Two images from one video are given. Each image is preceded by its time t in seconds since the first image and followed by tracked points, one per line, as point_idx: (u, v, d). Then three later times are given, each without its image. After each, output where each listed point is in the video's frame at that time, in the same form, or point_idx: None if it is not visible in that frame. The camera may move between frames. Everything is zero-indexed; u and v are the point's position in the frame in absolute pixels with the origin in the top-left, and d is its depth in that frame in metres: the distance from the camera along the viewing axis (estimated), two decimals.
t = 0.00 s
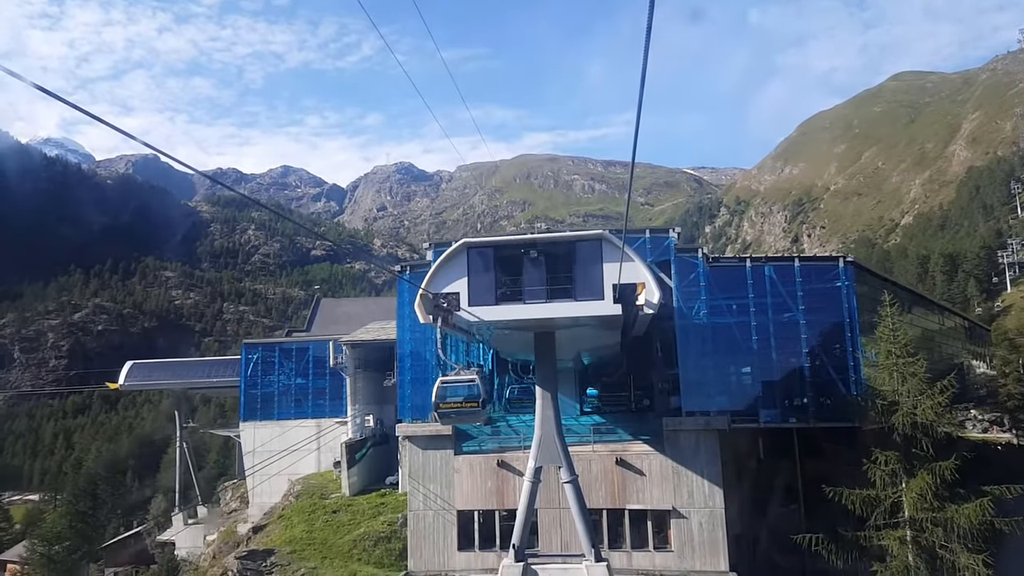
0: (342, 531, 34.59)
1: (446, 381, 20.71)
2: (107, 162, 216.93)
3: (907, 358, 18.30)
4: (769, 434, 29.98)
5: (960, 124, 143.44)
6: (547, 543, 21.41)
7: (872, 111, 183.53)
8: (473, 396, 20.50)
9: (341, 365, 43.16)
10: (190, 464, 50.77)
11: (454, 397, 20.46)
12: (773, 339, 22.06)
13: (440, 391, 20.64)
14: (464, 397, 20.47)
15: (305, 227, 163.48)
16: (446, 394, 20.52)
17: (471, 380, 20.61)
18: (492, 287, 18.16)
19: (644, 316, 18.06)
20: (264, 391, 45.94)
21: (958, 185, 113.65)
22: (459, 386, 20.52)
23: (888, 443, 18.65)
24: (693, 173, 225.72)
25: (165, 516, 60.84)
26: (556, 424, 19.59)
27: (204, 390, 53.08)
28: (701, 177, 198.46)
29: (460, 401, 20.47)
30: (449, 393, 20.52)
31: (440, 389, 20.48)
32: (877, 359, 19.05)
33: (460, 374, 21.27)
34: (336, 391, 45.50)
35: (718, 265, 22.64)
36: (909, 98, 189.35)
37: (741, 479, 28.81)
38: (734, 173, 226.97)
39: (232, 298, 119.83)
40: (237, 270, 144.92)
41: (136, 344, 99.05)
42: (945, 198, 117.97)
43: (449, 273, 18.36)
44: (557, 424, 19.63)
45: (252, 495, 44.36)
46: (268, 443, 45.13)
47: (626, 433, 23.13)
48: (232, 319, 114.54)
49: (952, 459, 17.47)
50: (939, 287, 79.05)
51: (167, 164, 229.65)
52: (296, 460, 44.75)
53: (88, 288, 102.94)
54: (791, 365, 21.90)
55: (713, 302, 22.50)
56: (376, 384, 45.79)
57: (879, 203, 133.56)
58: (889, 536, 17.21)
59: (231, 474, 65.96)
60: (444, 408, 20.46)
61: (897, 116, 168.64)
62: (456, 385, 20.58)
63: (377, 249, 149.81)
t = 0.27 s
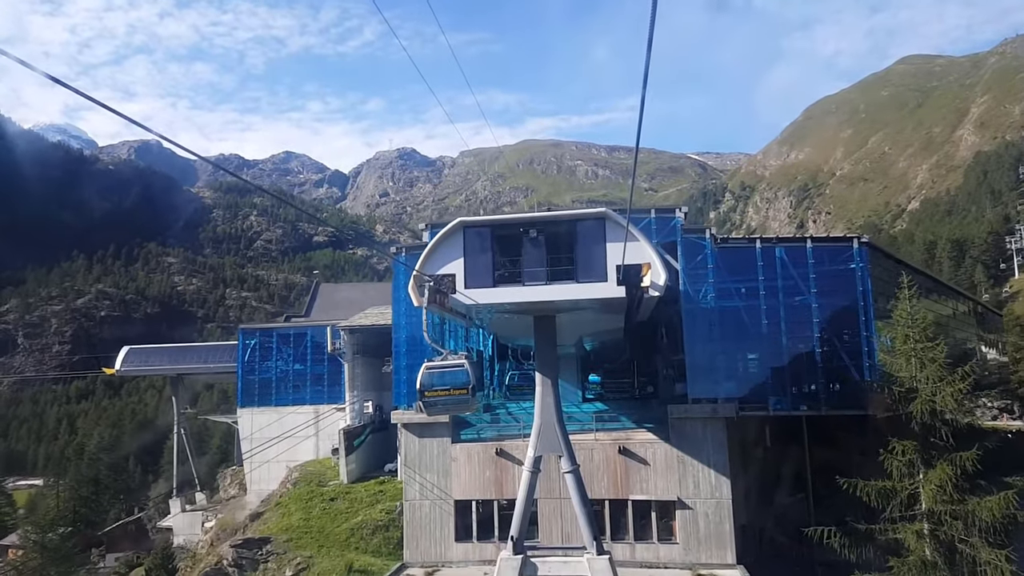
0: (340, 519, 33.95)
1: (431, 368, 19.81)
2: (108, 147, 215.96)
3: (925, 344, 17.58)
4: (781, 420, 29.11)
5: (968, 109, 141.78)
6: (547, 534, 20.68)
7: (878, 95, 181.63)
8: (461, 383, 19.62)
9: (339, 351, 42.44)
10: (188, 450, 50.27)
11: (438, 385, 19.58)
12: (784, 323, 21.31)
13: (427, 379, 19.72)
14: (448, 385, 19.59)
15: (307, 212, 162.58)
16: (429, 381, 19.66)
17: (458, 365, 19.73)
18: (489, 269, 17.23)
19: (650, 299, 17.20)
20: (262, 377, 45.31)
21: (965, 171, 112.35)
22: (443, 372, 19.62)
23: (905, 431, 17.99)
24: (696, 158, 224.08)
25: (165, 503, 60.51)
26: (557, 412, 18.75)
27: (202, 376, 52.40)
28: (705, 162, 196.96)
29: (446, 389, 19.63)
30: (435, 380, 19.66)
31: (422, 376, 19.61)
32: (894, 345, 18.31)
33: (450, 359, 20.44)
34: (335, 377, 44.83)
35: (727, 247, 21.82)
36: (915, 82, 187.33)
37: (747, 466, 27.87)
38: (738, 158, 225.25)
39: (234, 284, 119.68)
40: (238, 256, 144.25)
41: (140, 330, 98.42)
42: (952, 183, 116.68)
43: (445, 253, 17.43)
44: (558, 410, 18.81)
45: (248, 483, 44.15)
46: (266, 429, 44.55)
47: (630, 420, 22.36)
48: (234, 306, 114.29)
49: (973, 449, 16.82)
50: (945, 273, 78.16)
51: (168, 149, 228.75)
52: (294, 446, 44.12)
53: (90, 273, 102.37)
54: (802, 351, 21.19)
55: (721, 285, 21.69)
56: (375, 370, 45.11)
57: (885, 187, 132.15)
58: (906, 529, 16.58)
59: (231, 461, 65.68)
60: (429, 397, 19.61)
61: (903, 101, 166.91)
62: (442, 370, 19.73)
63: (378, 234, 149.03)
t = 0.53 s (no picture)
0: (340, 510, 33.39)
1: (419, 353, 19.14)
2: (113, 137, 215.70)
3: (947, 331, 16.84)
4: (792, 409, 28.35)
5: (977, 95, 140.11)
6: (550, 528, 20.02)
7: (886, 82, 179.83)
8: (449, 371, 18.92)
9: (339, 340, 41.81)
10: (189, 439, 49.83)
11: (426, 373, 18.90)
12: (795, 310, 20.54)
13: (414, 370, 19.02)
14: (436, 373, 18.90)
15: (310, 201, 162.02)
16: (417, 368, 19.01)
17: (446, 353, 19.02)
18: (488, 253, 16.43)
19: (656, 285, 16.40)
20: (262, 366, 44.76)
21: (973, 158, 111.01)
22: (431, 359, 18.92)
23: (924, 422, 17.30)
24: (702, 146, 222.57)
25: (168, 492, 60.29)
26: (559, 402, 18.02)
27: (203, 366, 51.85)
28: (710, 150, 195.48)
29: (434, 379, 18.94)
30: (422, 367, 18.99)
31: (410, 366, 18.98)
32: (913, 332, 17.55)
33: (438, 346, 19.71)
34: (336, 366, 44.22)
35: (736, 231, 21.01)
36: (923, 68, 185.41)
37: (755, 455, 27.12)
38: (744, 146, 223.59)
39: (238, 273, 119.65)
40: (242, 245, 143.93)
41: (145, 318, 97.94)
42: (960, 170, 115.35)
43: (441, 237, 16.60)
44: (560, 401, 18.08)
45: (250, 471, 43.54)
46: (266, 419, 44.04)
47: (635, 411, 21.65)
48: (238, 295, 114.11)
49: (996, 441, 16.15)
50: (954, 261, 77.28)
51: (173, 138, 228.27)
52: (295, 436, 43.60)
53: (96, 263, 102.10)
54: (814, 339, 20.46)
55: (730, 271, 20.91)
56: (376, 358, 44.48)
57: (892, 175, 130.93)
58: (926, 524, 15.91)
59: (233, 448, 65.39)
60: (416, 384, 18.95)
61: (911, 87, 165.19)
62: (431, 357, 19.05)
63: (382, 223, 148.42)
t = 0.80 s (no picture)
0: (340, 505, 32.69)
1: (400, 344, 18.99)
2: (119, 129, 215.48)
3: (971, 320, 15.93)
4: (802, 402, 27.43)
5: (987, 82, 138.15)
6: (553, 526, 19.25)
7: (894, 70, 177.73)
8: (430, 364, 18.61)
9: (340, 331, 41.03)
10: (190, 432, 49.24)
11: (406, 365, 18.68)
12: (810, 298, 19.68)
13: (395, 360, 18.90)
14: (417, 366, 18.64)
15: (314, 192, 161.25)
16: (398, 359, 18.82)
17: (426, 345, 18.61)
18: (487, 238, 15.53)
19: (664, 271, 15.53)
20: (263, 357, 44.09)
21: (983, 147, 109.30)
22: (412, 351, 18.68)
23: (947, 415, 16.39)
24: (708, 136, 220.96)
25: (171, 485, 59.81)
26: (563, 395, 17.19)
27: (204, 357, 51.21)
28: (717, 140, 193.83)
29: (413, 371, 18.68)
30: (404, 358, 18.79)
31: (390, 358, 18.82)
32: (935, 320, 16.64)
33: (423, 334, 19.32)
34: (337, 357, 43.50)
35: (748, 215, 20.12)
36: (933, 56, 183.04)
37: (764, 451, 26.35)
38: (750, 136, 221.68)
39: (244, 263, 118.28)
40: (246, 236, 143.31)
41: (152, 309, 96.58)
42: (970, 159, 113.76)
43: (438, 221, 15.68)
44: (564, 393, 17.24)
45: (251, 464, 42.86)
46: (267, 411, 43.40)
47: (642, 403, 20.83)
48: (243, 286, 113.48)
49: None
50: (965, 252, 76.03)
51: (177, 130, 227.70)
52: (296, 429, 42.91)
53: (102, 255, 101.61)
54: (829, 327, 19.61)
55: (742, 257, 20.02)
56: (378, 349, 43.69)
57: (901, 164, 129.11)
58: (950, 523, 15.06)
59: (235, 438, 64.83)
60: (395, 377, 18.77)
61: (920, 75, 163.15)
62: (412, 349, 18.78)
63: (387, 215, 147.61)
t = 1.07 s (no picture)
0: (338, 501, 32.02)
1: (373, 336, 17.55)
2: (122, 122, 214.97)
3: (995, 312, 15.09)
4: (811, 398, 26.66)
5: (997, 74, 136.54)
6: (555, 526, 18.50)
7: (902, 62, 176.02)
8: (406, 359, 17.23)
9: (339, 324, 40.29)
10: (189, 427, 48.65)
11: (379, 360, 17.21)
12: (823, 289, 18.85)
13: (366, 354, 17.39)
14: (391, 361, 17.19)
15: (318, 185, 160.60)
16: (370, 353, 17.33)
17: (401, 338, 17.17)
18: (485, 225, 14.74)
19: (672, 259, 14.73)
20: (262, 351, 43.44)
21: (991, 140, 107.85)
22: (387, 344, 17.27)
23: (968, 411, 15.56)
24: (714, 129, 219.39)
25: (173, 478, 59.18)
26: (564, 390, 16.40)
27: (204, 350, 50.54)
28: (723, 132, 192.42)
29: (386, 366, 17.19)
30: (377, 351, 17.37)
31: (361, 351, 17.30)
32: (956, 311, 15.80)
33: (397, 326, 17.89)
34: (337, 350, 42.84)
35: (759, 202, 19.28)
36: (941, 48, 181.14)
37: (776, 447, 25.48)
38: (756, 129, 220.08)
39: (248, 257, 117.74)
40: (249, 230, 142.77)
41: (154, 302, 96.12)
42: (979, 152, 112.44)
43: (433, 207, 14.90)
44: (565, 388, 16.46)
45: (249, 459, 42.26)
46: (266, 405, 42.64)
47: (648, 398, 20.05)
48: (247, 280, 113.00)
49: None
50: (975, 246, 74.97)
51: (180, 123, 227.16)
52: (295, 424, 42.20)
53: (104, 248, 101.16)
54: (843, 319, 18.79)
55: (752, 246, 19.20)
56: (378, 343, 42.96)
57: (909, 157, 127.65)
58: (973, 526, 14.26)
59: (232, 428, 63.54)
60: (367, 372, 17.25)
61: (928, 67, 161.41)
62: (387, 342, 17.41)
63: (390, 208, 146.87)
